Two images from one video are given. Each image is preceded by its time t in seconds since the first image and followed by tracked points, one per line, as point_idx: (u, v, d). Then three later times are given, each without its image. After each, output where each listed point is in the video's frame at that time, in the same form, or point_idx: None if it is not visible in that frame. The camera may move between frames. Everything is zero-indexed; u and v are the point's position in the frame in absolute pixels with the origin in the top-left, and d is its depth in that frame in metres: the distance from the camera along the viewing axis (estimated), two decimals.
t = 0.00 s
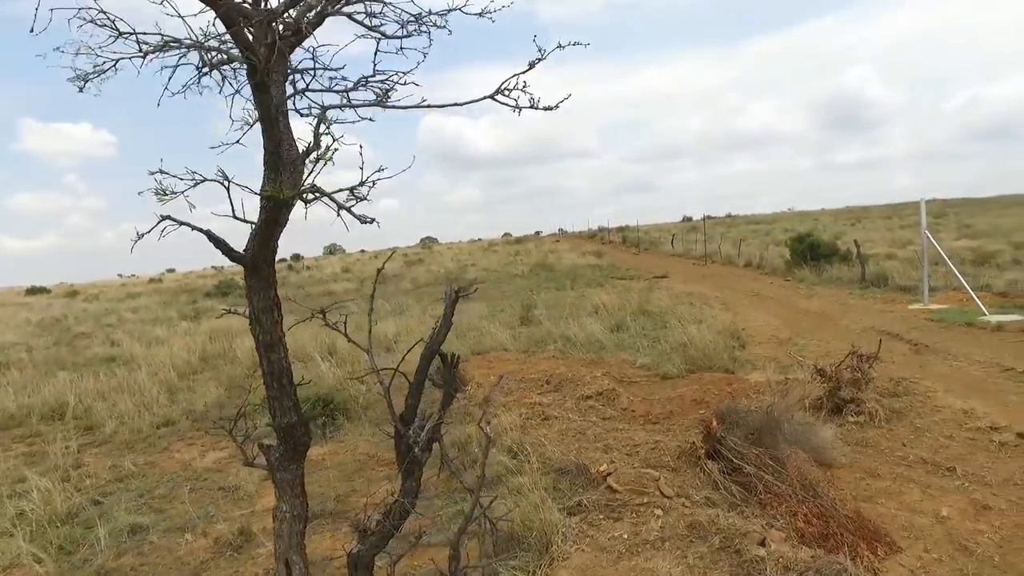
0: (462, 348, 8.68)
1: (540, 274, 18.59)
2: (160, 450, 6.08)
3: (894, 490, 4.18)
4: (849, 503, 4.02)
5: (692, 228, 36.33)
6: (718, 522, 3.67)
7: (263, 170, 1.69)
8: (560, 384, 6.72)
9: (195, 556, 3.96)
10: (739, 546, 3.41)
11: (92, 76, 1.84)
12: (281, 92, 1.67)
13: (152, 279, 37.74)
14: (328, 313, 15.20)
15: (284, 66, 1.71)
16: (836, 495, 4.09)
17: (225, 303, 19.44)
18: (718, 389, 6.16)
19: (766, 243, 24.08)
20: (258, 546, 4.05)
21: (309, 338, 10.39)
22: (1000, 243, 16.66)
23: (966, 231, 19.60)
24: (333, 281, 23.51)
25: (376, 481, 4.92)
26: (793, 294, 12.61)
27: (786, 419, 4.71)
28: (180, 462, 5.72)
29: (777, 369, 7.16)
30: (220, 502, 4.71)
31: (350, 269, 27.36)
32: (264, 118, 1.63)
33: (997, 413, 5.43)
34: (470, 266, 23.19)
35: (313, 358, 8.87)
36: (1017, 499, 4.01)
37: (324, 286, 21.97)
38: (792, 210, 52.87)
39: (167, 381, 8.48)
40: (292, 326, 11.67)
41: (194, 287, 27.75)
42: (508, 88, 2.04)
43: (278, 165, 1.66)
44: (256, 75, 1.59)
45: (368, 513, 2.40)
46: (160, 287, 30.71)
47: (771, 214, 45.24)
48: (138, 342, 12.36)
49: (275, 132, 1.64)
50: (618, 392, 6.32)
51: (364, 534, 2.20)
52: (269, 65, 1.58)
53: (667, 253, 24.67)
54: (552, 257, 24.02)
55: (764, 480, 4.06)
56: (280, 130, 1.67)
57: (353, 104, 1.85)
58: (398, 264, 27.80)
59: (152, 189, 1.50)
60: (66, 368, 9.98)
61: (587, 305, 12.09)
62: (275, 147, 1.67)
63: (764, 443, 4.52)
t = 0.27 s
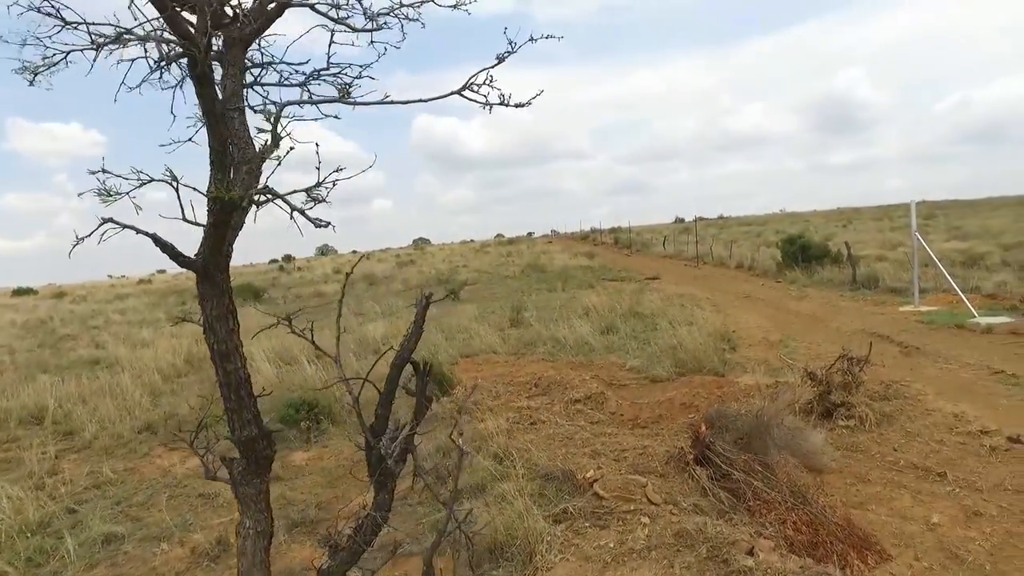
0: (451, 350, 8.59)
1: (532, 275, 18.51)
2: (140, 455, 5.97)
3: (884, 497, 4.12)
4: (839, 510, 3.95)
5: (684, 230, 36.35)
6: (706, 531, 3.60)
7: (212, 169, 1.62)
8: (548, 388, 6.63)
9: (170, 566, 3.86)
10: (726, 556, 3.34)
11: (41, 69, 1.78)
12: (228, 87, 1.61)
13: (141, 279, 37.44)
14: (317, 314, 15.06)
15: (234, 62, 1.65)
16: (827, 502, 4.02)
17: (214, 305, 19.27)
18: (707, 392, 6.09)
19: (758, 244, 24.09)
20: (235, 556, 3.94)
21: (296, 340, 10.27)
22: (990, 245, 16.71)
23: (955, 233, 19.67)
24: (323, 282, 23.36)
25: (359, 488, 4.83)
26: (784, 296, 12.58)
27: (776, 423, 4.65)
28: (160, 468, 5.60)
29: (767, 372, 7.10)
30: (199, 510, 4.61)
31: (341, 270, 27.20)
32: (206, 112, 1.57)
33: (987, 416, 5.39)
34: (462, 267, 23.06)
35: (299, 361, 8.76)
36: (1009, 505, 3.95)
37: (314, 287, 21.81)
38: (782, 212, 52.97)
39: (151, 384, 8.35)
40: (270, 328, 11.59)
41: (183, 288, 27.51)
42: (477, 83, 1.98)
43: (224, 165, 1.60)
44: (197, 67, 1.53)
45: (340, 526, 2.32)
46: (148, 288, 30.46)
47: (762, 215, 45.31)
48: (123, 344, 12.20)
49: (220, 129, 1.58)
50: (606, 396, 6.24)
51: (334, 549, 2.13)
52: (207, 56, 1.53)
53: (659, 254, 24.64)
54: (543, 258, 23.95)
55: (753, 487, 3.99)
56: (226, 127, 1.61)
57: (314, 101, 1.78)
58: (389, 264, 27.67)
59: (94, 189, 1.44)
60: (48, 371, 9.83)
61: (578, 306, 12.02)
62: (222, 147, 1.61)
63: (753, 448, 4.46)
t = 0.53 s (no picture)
0: (441, 352, 8.50)
1: (525, 277, 18.42)
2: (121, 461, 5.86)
3: (878, 504, 4.05)
4: (831, 518, 3.88)
5: (678, 231, 36.34)
6: (696, 541, 3.51)
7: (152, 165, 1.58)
8: (538, 392, 6.54)
9: None
10: (716, 568, 3.26)
11: None
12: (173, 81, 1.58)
13: (132, 280, 37.19)
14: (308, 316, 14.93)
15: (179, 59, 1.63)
16: (819, 510, 3.95)
17: (204, 306, 19.09)
18: (699, 397, 6.01)
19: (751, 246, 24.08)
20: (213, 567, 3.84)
21: (284, 343, 10.15)
22: (981, 247, 16.75)
23: (946, 234, 19.72)
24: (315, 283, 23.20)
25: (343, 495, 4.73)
26: (777, 297, 12.54)
27: (768, 429, 4.57)
28: (142, 474, 5.49)
29: (759, 376, 7.03)
30: (178, 518, 4.50)
31: (333, 271, 27.03)
32: (144, 108, 1.52)
33: (980, 420, 5.34)
34: (454, 268, 22.96)
35: (287, 364, 8.65)
36: (1003, 513, 3.89)
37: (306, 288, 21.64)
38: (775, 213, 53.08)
39: (136, 387, 8.23)
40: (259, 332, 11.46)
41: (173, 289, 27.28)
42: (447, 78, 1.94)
43: (166, 163, 1.56)
44: (132, 59, 1.47)
45: (312, 543, 2.23)
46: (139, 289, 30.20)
47: (755, 217, 45.40)
48: (110, 347, 12.04)
49: (160, 125, 1.54)
50: (597, 400, 6.16)
51: (306, 568, 2.04)
52: (146, 49, 1.47)
53: (653, 256, 24.58)
54: (536, 259, 23.88)
55: (745, 495, 3.91)
56: (168, 125, 1.57)
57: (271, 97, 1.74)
58: (382, 266, 27.52)
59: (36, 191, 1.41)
60: (32, 374, 9.68)
61: (570, 308, 11.94)
62: (165, 145, 1.58)
63: (744, 454, 4.38)
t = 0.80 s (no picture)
0: (433, 355, 8.41)
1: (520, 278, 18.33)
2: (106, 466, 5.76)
3: (874, 512, 3.97)
4: (826, 526, 3.81)
5: (673, 233, 36.30)
6: (688, 551, 3.44)
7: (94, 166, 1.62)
8: (531, 396, 6.45)
9: None
10: None
11: None
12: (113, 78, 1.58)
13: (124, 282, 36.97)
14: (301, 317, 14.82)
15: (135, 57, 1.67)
16: (814, 518, 3.88)
17: (197, 308, 18.95)
18: (693, 400, 5.94)
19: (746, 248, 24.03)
20: None
21: (275, 346, 10.04)
22: (976, 249, 16.74)
23: (941, 237, 19.72)
24: (310, 285, 23.06)
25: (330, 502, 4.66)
26: (772, 300, 12.48)
27: (763, 435, 4.49)
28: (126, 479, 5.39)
29: (754, 380, 6.97)
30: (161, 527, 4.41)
31: (328, 273, 26.90)
32: (80, 103, 1.54)
33: (976, 424, 5.28)
34: (449, 270, 22.84)
35: (277, 367, 8.56)
36: (1001, 521, 3.82)
37: (300, 290, 21.50)
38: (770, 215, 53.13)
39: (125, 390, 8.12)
40: (250, 336, 11.34)
41: (167, 290, 27.11)
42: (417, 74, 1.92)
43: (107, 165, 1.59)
44: (62, 49, 1.50)
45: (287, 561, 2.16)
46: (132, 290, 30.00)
47: (750, 219, 45.47)
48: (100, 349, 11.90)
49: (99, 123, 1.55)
50: (590, 405, 6.07)
51: None
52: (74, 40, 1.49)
53: (649, 258, 24.52)
54: (531, 261, 23.79)
55: (738, 503, 3.83)
56: (107, 123, 1.58)
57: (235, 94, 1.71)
58: (377, 267, 27.39)
59: None
60: (21, 377, 9.55)
61: (564, 310, 11.87)
62: (104, 145, 1.59)
63: (738, 461, 4.31)
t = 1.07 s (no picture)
0: (426, 358, 8.32)
1: (516, 279, 18.23)
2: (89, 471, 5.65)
3: (872, 521, 3.89)
4: (823, 535, 3.72)
5: (670, 234, 36.22)
6: (682, 561, 3.34)
7: (13, 160, 1.54)
8: (524, 399, 6.35)
9: None
10: None
11: None
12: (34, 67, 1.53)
13: (119, 283, 36.82)
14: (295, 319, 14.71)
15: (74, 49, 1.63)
16: (811, 527, 3.79)
17: (191, 309, 18.81)
18: (688, 404, 5.85)
19: (743, 250, 23.97)
20: None
21: (267, 348, 9.93)
22: (972, 251, 16.68)
23: (937, 238, 19.67)
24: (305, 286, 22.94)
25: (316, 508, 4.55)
26: (768, 302, 12.41)
27: (757, 442, 4.40)
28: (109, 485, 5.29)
29: (749, 384, 6.89)
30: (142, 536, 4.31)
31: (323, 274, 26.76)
32: None
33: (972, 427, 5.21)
34: (445, 271, 22.73)
35: (268, 370, 8.46)
36: (1001, 530, 3.74)
37: (296, 291, 21.37)
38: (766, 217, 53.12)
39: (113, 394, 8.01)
40: (243, 338, 11.23)
41: (162, 291, 26.98)
42: (381, 62, 1.88)
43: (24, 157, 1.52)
44: None
45: None
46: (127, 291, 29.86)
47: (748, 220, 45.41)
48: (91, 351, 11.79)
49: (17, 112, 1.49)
50: (583, 409, 5.97)
51: None
52: None
53: (645, 259, 24.43)
54: (527, 262, 23.70)
55: (733, 511, 3.74)
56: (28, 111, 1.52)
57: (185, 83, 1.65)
58: (373, 269, 27.27)
59: None
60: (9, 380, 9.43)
61: (560, 312, 11.78)
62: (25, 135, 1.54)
63: (733, 467, 4.22)
